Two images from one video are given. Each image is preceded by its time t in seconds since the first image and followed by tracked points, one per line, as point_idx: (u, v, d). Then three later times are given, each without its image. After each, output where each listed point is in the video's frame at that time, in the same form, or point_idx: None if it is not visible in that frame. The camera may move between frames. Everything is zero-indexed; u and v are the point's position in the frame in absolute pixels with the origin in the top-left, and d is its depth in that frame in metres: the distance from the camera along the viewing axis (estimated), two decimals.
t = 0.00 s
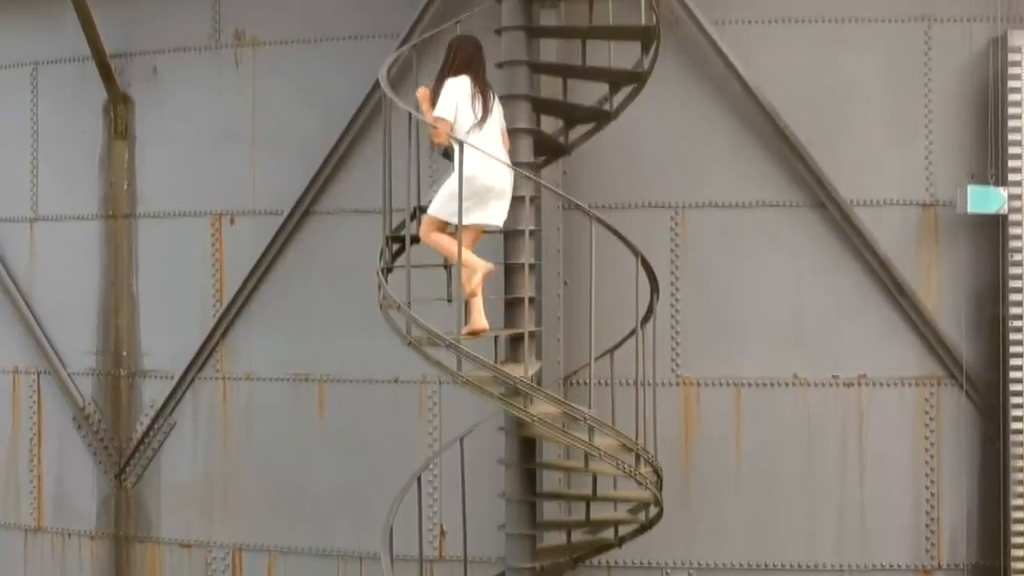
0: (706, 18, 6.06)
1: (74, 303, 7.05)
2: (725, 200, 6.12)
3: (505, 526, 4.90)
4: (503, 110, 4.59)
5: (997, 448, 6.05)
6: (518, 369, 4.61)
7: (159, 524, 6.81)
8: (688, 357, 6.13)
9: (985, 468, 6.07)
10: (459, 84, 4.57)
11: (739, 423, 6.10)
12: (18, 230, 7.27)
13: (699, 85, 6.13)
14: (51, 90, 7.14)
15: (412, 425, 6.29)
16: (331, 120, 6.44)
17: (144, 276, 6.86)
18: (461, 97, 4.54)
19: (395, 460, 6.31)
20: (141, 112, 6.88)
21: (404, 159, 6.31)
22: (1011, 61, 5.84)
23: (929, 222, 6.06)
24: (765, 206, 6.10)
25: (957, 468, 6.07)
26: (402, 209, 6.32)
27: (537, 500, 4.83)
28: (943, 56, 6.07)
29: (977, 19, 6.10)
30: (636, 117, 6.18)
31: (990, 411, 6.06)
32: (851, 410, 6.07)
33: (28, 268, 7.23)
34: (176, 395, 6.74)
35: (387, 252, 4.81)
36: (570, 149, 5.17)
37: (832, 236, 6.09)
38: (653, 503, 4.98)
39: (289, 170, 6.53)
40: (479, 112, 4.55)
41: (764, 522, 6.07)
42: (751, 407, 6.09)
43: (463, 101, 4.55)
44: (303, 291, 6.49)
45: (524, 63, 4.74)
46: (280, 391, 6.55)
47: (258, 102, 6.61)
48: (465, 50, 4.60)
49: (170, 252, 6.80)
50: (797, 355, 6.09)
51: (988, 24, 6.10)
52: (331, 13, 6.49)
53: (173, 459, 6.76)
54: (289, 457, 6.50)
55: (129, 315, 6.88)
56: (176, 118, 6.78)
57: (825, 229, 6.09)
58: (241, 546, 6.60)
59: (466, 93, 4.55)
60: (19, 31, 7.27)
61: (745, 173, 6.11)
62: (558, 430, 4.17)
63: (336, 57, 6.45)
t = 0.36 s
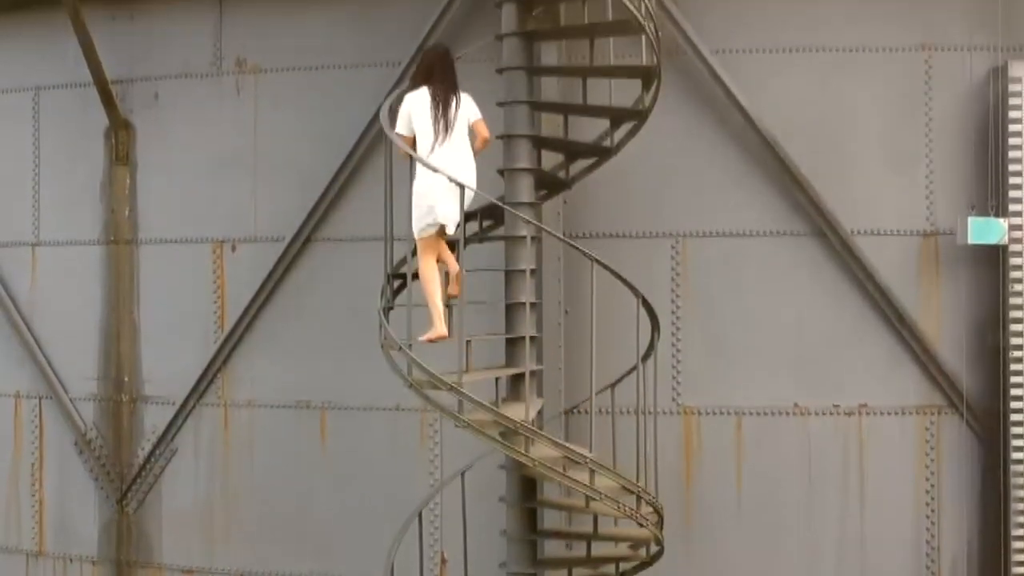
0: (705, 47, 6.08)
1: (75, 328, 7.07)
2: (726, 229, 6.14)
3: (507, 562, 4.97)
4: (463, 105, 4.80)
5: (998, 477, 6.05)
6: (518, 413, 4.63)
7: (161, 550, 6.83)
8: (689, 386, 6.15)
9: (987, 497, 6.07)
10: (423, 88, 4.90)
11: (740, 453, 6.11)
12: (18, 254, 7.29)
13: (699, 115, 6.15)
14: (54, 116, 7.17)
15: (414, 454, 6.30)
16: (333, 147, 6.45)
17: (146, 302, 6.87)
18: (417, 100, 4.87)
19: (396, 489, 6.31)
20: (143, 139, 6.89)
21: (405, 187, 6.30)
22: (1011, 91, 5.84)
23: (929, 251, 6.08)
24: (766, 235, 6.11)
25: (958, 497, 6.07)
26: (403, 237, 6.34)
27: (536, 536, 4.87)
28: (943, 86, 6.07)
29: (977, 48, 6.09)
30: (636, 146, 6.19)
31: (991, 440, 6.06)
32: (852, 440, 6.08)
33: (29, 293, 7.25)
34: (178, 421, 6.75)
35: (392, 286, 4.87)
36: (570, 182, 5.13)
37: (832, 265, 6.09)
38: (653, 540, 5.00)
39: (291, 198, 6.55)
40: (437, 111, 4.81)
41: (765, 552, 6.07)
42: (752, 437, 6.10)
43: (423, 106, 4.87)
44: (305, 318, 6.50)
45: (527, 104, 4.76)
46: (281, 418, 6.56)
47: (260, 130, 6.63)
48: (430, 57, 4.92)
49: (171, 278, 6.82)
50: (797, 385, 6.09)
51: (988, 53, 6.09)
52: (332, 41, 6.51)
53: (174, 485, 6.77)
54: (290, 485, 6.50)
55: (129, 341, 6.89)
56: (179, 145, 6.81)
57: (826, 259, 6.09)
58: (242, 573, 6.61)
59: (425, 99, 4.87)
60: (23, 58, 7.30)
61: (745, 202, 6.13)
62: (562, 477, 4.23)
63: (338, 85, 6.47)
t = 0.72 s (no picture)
0: (705, 77, 6.07)
1: (76, 354, 7.08)
2: (727, 258, 6.13)
3: None
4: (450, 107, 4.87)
5: (999, 506, 6.02)
6: (517, 454, 4.57)
7: None
8: (690, 415, 6.15)
9: (987, 526, 6.05)
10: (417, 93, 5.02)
11: (740, 482, 6.12)
12: (19, 279, 7.31)
13: (699, 145, 6.15)
14: (54, 141, 7.18)
15: (413, 482, 6.28)
16: (333, 174, 6.45)
17: (146, 329, 6.87)
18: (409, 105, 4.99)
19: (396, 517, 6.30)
20: (144, 165, 6.90)
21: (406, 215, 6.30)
22: (1011, 122, 5.83)
23: (930, 281, 6.06)
24: (766, 265, 6.10)
25: (959, 527, 6.07)
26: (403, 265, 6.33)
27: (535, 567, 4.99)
28: (943, 116, 6.07)
29: (978, 78, 6.09)
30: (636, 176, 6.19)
31: (991, 469, 6.04)
32: (853, 470, 6.08)
33: (30, 318, 7.26)
34: (179, 448, 6.76)
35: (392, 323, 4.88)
36: (570, 217, 5.11)
37: (833, 294, 6.07)
38: None
39: (291, 225, 6.55)
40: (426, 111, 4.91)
41: None
42: (752, 467, 6.10)
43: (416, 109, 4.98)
44: (304, 346, 6.50)
45: (527, 144, 4.76)
46: (280, 445, 6.55)
47: (261, 157, 6.63)
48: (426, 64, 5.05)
49: (172, 305, 6.82)
50: (797, 414, 6.09)
51: (988, 83, 6.09)
52: (331, 68, 6.50)
53: (175, 511, 6.78)
54: (290, 512, 6.50)
55: (130, 367, 6.90)
56: (180, 172, 6.82)
57: (827, 288, 6.08)
58: None
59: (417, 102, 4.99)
60: (24, 83, 7.30)
61: (745, 231, 6.12)
62: (563, 521, 4.27)
63: (338, 111, 6.47)
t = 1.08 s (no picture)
0: (705, 106, 6.08)
1: (77, 379, 7.08)
2: (727, 287, 6.14)
3: None
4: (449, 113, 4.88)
5: (999, 535, 6.03)
6: (518, 498, 4.55)
7: None
8: (690, 445, 6.14)
9: (987, 555, 6.06)
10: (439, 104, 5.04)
11: (741, 512, 6.12)
12: (20, 304, 7.31)
13: (698, 173, 6.16)
14: (55, 166, 7.18)
15: (414, 510, 6.29)
16: (334, 202, 6.45)
17: (148, 355, 6.88)
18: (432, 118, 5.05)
19: (397, 545, 6.30)
20: (145, 192, 6.91)
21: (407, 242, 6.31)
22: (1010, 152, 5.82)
23: (930, 311, 6.06)
24: (766, 294, 6.11)
25: (959, 556, 6.08)
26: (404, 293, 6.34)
27: None
28: (943, 147, 6.09)
29: (978, 108, 6.10)
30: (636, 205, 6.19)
31: (991, 498, 6.04)
32: (853, 499, 6.08)
33: (31, 343, 7.26)
34: (180, 474, 6.76)
35: (392, 361, 4.88)
36: (569, 252, 5.08)
37: (833, 323, 6.10)
38: None
39: (292, 252, 6.55)
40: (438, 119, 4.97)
41: None
42: (752, 496, 6.11)
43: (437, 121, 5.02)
44: (305, 373, 6.50)
45: (527, 183, 4.76)
46: (281, 473, 6.55)
47: (261, 184, 6.64)
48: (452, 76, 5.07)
49: (173, 331, 6.83)
50: (797, 443, 6.09)
51: (988, 113, 6.10)
52: (331, 96, 6.50)
53: (176, 537, 6.78)
54: (291, 540, 6.51)
55: (131, 393, 6.90)
56: (181, 198, 6.82)
57: (827, 317, 6.10)
58: None
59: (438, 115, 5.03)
60: (25, 108, 7.30)
61: (745, 260, 6.13)
62: (563, 564, 4.30)
63: (339, 139, 6.47)
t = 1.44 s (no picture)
0: (704, 136, 6.09)
1: (78, 404, 7.09)
2: (727, 318, 6.14)
3: None
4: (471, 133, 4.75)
5: (999, 566, 6.02)
6: (517, 542, 4.53)
7: None
8: (690, 473, 6.15)
9: None
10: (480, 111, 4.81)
11: (741, 541, 6.13)
12: (21, 329, 7.32)
13: (698, 202, 6.17)
14: (56, 192, 7.19)
15: (414, 539, 6.29)
16: (333, 230, 6.44)
17: (149, 382, 6.89)
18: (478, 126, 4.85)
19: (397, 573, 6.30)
20: (146, 218, 6.92)
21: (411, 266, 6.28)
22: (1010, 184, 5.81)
23: (930, 340, 6.07)
24: (766, 324, 6.11)
25: None
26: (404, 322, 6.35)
27: None
28: (943, 177, 6.08)
29: (978, 137, 6.09)
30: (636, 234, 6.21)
31: (992, 528, 6.03)
32: (853, 529, 6.09)
33: (33, 368, 7.28)
34: (180, 501, 6.77)
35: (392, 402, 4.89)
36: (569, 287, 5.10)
37: (833, 353, 6.09)
38: None
39: (291, 280, 6.54)
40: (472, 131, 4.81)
41: None
42: (752, 526, 6.12)
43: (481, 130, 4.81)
44: (305, 400, 6.51)
45: (528, 223, 4.84)
46: (282, 500, 6.56)
47: (262, 211, 6.64)
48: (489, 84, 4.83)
49: (173, 357, 6.84)
50: (797, 473, 6.09)
51: (988, 143, 6.08)
52: (331, 123, 6.50)
53: (177, 564, 6.79)
54: (292, 567, 6.51)
55: (132, 419, 6.91)
56: (181, 225, 6.83)
57: (828, 348, 6.09)
58: None
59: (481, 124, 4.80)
60: (27, 133, 7.32)
61: (745, 290, 6.12)
62: None
63: (340, 167, 6.47)
